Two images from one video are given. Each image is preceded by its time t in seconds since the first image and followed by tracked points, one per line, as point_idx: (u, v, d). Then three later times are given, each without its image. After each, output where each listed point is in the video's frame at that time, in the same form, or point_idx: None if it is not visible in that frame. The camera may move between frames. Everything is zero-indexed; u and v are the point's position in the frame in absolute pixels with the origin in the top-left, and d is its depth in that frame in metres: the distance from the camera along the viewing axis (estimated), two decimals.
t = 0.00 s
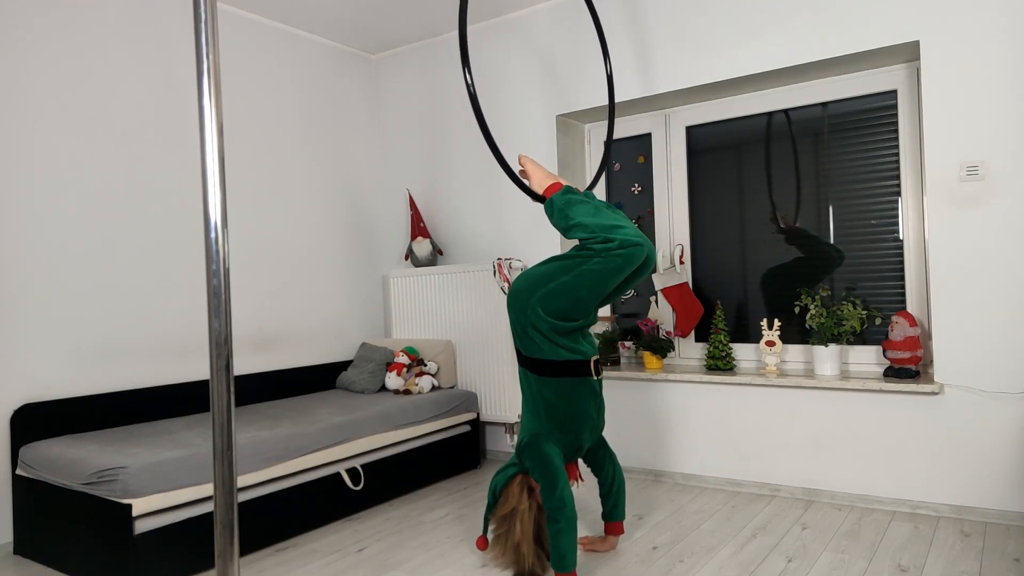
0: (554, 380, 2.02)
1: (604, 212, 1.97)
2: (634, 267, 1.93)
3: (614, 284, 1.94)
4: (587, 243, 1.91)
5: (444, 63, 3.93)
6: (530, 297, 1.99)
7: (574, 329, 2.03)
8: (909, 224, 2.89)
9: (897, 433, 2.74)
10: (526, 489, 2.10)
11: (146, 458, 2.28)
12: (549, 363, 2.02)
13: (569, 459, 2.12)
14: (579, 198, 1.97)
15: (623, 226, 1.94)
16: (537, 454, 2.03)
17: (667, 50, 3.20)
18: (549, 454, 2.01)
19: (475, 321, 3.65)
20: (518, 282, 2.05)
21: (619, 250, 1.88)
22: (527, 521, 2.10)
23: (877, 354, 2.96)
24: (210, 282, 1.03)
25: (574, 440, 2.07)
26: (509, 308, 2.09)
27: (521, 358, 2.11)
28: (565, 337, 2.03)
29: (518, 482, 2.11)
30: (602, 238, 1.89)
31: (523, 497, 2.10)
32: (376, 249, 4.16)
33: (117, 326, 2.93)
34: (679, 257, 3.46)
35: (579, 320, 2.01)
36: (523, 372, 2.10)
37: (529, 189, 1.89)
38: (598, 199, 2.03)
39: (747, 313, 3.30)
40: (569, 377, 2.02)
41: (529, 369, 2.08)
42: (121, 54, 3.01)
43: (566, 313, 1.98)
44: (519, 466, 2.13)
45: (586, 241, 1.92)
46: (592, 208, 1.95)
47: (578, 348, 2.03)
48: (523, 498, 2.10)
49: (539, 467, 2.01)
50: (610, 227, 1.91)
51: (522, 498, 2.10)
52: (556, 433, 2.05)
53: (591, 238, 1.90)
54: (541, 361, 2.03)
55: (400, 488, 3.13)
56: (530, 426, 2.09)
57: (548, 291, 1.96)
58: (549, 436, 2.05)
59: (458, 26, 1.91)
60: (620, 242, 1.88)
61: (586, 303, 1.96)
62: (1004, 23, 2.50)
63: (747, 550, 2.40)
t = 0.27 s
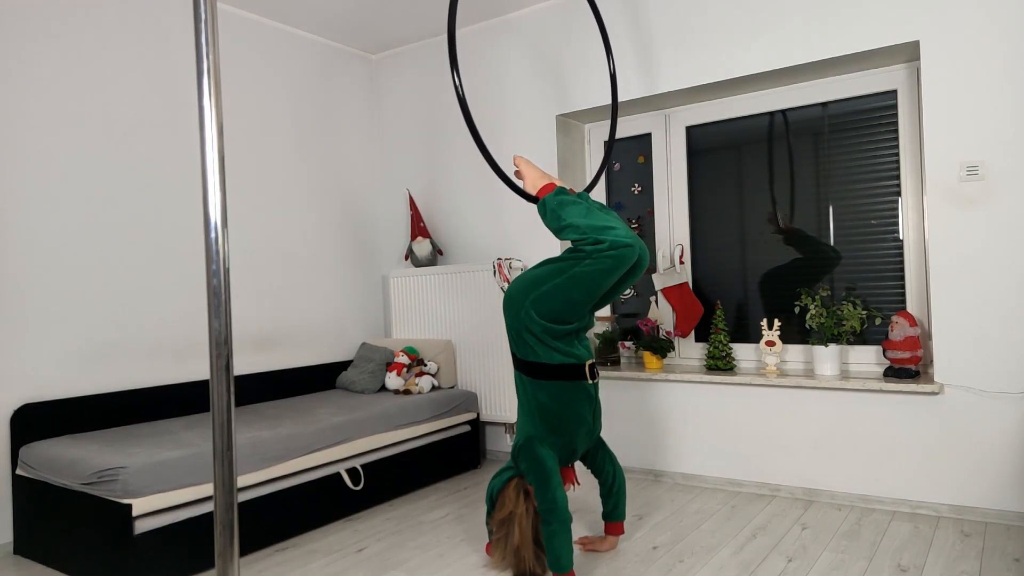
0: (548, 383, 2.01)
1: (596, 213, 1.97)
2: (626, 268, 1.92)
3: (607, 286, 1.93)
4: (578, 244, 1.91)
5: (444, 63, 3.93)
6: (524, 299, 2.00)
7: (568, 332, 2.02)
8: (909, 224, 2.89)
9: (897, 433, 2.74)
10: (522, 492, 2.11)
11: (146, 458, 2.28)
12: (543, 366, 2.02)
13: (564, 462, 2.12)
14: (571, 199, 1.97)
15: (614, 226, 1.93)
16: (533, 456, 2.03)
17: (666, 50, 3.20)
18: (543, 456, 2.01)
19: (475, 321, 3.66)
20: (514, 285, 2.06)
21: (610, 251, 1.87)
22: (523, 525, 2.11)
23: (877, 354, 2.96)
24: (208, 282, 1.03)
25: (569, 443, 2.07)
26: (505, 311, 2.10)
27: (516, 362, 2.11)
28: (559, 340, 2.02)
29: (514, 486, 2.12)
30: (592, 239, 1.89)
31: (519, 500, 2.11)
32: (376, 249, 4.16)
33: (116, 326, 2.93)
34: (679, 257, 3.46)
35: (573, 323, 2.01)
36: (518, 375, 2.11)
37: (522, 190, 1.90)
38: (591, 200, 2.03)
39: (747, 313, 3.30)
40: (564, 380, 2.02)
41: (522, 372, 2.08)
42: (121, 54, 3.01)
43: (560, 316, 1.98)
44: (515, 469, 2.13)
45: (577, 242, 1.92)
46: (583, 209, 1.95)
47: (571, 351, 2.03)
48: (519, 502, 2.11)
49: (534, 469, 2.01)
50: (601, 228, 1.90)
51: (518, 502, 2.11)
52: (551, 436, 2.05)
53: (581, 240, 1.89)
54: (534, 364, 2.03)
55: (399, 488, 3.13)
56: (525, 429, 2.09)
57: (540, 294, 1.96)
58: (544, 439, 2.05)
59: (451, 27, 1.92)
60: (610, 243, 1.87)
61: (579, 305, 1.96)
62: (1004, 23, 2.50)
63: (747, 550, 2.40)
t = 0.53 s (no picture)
0: (546, 388, 2.02)
1: (594, 214, 1.97)
2: (624, 270, 1.92)
3: (604, 288, 1.93)
4: (576, 246, 1.91)
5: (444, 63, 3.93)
6: (522, 302, 2.00)
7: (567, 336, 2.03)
8: (908, 225, 2.89)
9: (897, 432, 2.74)
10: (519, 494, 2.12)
11: (146, 457, 2.28)
12: (541, 369, 2.02)
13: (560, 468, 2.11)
14: (569, 199, 1.97)
15: (611, 228, 1.94)
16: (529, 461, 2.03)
17: (667, 50, 3.20)
18: (540, 463, 2.01)
19: (475, 321, 3.66)
20: (512, 288, 2.06)
21: (607, 254, 1.87)
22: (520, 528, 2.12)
23: (877, 354, 2.96)
24: (208, 282, 1.03)
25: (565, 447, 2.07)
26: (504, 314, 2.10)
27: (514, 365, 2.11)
28: (558, 344, 2.02)
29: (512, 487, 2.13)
30: (590, 241, 1.89)
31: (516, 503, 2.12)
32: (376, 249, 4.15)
33: (116, 326, 2.93)
34: (679, 257, 3.46)
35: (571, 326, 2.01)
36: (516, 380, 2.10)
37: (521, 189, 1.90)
38: (589, 201, 2.03)
39: (747, 313, 3.30)
40: (562, 385, 2.02)
41: (521, 375, 2.08)
42: (121, 54, 3.01)
43: (558, 319, 1.98)
44: (510, 472, 2.14)
45: (575, 244, 1.92)
46: (581, 210, 1.95)
47: (570, 355, 2.03)
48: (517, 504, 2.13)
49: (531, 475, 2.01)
50: (598, 230, 1.90)
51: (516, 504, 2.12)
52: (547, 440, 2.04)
53: (579, 241, 1.89)
54: (533, 368, 2.03)
55: (400, 488, 3.13)
56: (521, 432, 2.08)
57: (539, 296, 1.96)
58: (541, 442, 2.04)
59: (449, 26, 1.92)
60: (608, 245, 1.88)
61: (578, 308, 1.96)
62: (1004, 23, 2.50)
63: (747, 550, 2.40)
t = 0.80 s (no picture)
0: (549, 395, 2.03)
1: (596, 215, 1.94)
2: (625, 272, 1.89)
3: (606, 292, 1.90)
4: (576, 249, 1.88)
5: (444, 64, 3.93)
6: (524, 306, 1.99)
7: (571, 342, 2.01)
8: (908, 225, 2.89)
9: (897, 432, 2.74)
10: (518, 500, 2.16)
11: (146, 457, 2.27)
12: (543, 375, 2.03)
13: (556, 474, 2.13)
14: (570, 200, 1.95)
15: (612, 229, 1.90)
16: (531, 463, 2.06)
17: (667, 50, 3.20)
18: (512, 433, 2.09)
19: (475, 321, 3.66)
20: (516, 293, 2.05)
21: (608, 256, 1.84)
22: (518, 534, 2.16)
23: (877, 354, 2.96)
24: (208, 282, 1.03)
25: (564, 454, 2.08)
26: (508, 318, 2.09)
27: (518, 370, 2.11)
28: (560, 349, 2.01)
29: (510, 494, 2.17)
30: (590, 243, 1.86)
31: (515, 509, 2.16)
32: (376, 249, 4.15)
33: (115, 326, 2.93)
34: (679, 257, 3.46)
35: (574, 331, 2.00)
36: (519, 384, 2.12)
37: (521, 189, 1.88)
38: (591, 201, 2.01)
39: (747, 313, 3.30)
40: (563, 392, 2.02)
41: (525, 380, 2.09)
42: (121, 54, 3.01)
43: (561, 323, 1.97)
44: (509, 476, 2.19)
45: (576, 247, 1.89)
46: (582, 211, 1.92)
47: (573, 361, 2.03)
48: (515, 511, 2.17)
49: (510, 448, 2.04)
50: (599, 232, 1.87)
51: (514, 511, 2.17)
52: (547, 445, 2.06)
53: (579, 244, 1.87)
54: (537, 373, 2.03)
55: (400, 488, 3.12)
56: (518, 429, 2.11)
57: (541, 301, 1.95)
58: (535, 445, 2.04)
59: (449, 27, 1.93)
60: (608, 247, 1.84)
61: (581, 312, 1.94)
62: (1004, 23, 2.50)
63: (747, 550, 2.40)
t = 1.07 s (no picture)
0: (552, 394, 2.02)
1: (594, 217, 1.96)
2: (625, 273, 1.91)
3: (606, 294, 1.92)
4: (576, 251, 1.90)
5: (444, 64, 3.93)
6: (525, 309, 1.99)
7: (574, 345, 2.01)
8: (908, 225, 2.89)
9: (897, 432, 2.74)
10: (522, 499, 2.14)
11: (146, 458, 2.27)
12: (546, 376, 2.02)
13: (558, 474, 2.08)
14: (569, 201, 1.97)
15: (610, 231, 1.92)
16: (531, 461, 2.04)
17: (667, 50, 3.20)
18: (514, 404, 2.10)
19: (475, 321, 3.66)
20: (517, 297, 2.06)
21: (606, 257, 1.86)
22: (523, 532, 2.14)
23: (877, 354, 2.96)
24: (208, 281, 1.03)
25: (566, 454, 2.06)
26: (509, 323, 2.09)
27: (522, 374, 2.10)
28: (563, 352, 2.01)
29: (514, 494, 2.14)
30: (588, 245, 1.88)
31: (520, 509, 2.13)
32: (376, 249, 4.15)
33: (115, 326, 2.93)
34: (679, 257, 3.46)
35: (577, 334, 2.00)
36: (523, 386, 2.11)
37: (522, 192, 1.90)
38: (590, 202, 2.03)
39: (747, 313, 3.30)
40: (567, 392, 2.02)
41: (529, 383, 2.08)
42: (121, 54, 3.01)
43: (562, 327, 1.96)
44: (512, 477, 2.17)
45: (575, 249, 1.91)
46: (581, 213, 1.94)
47: (576, 363, 2.02)
48: (520, 511, 2.14)
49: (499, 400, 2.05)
50: (597, 234, 1.89)
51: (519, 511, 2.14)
52: (550, 443, 2.04)
53: (578, 245, 1.89)
54: (540, 376, 2.03)
55: (400, 488, 3.12)
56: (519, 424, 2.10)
57: (542, 305, 1.95)
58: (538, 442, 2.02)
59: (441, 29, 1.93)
60: (606, 249, 1.86)
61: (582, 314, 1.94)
62: (1004, 23, 2.50)
63: (747, 550, 2.40)
